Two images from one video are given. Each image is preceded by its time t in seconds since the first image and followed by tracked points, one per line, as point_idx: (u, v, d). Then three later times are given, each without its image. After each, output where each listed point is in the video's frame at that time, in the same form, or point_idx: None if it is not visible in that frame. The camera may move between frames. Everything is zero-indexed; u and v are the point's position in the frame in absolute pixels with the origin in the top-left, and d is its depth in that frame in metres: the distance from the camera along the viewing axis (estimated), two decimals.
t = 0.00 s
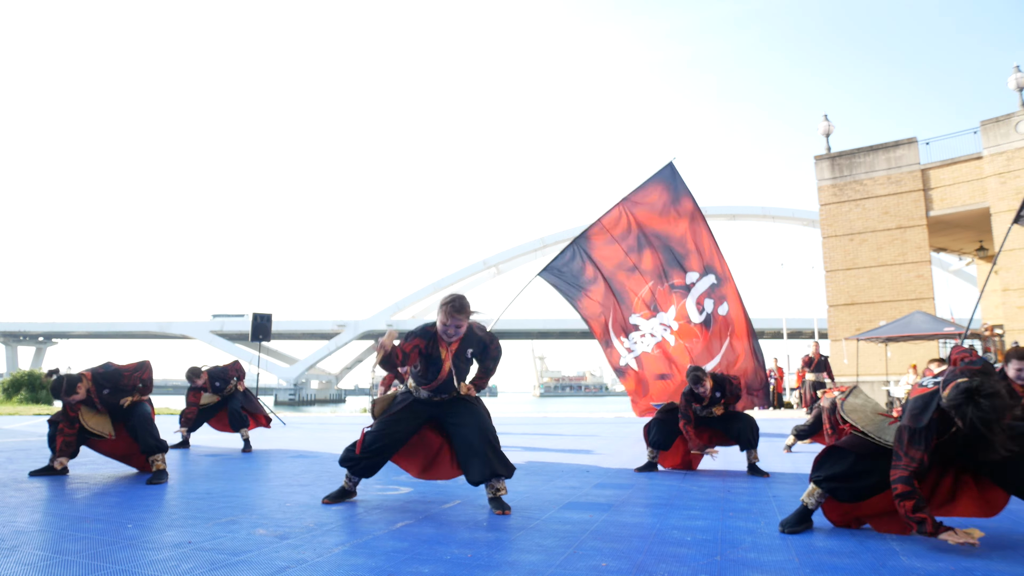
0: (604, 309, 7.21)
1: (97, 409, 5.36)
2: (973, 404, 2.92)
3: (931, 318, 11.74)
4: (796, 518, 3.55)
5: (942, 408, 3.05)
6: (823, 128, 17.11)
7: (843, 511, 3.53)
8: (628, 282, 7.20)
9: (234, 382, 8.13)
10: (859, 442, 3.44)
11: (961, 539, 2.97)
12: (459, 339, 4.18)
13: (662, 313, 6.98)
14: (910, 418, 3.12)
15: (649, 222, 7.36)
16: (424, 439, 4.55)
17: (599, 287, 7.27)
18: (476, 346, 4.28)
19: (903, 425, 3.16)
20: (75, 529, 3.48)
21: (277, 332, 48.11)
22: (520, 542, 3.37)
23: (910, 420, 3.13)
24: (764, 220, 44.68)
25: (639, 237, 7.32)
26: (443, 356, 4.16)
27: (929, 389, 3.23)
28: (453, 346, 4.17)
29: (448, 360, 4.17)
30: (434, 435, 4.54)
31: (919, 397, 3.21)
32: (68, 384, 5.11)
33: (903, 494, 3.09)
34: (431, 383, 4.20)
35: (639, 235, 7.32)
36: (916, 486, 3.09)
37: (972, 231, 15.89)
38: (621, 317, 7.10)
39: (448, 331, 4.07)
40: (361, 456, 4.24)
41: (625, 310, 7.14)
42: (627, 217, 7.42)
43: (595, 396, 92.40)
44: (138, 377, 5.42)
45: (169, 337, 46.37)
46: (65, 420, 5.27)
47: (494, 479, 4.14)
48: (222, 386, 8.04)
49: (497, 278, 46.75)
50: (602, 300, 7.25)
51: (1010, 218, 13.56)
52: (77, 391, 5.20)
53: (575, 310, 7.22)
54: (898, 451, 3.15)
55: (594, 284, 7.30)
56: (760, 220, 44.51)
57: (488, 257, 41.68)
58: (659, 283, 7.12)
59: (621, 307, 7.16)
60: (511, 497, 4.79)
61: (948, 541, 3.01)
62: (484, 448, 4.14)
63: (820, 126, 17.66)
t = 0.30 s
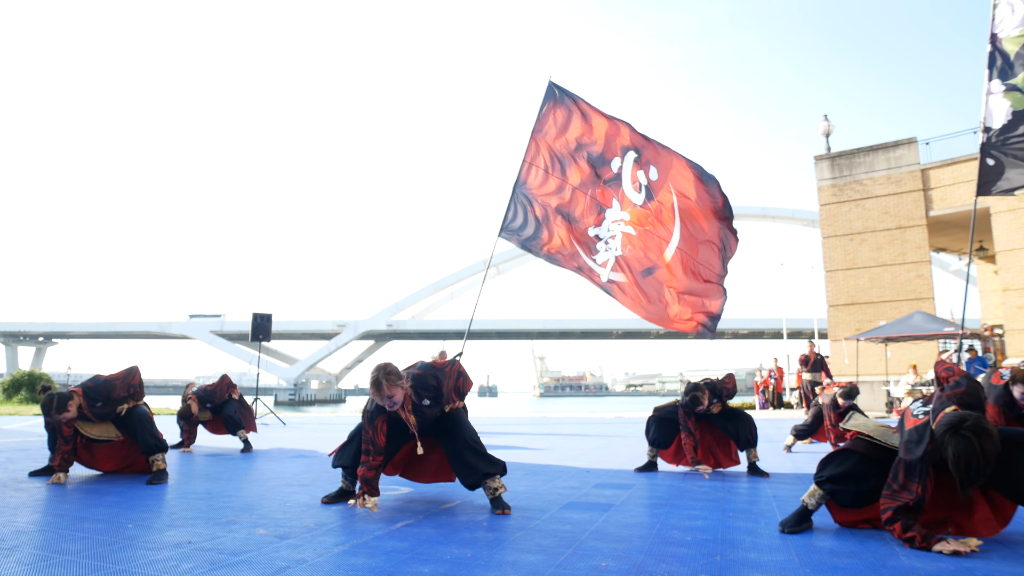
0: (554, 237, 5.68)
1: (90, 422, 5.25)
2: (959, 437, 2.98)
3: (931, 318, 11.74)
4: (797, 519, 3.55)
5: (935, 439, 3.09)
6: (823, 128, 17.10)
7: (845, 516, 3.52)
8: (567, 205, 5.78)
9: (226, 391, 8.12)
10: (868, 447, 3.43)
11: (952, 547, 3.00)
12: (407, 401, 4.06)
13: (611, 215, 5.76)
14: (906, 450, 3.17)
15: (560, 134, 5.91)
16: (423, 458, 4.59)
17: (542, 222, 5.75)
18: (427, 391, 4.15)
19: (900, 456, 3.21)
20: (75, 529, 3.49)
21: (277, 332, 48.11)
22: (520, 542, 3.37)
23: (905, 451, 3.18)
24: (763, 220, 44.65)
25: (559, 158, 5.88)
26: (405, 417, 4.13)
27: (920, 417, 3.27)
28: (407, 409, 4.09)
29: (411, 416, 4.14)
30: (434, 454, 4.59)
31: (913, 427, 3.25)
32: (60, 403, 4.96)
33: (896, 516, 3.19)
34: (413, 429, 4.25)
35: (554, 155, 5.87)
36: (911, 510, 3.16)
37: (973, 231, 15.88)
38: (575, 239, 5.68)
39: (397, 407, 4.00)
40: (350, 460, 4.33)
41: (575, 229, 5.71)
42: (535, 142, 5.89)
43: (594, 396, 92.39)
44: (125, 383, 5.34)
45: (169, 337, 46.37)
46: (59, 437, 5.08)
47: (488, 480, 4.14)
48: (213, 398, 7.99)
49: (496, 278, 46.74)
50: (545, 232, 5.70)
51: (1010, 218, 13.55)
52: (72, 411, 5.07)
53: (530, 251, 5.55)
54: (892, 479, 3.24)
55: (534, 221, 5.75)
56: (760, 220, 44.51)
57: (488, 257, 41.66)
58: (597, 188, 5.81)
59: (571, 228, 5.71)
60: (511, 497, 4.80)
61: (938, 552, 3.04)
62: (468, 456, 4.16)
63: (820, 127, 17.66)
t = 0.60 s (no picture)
0: (541, 209, 5.74)
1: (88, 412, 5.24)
2: (955, 444, 2.95)
3: (931, 319, 11.74)
4: (796, 519, 3.55)
5: (931, 445, 3.07)
6: (822, 128, 17.09)
7: (843, 516, 3.53)
8: (544, 179, 5.91)
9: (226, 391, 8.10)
10: (867, 447, 3.41)
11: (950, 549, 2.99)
12: (397, 407, 4.09)
13: (587, 181, 6.02)
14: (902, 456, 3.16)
15: (524, 115, 6.00)
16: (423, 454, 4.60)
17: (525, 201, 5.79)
18: (416, 393, 4.18)
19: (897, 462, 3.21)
20: (75, 529, 3.48)
21: (277, 332, 48.11)
22: (520, 542, 3.37)
23: (901, 456, 3.18)
24: (763, 220, 44.66)
25: (526, 138, 5.97)
26: (400, 422, 4.13)
27: (916, 422, 3.25)
28: (399, 415, 4.11)
29: (405, 420, 4.15)
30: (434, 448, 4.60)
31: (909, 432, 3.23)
32: (59, 389, 4.91)
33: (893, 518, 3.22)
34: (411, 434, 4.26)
35: (521, 136, 5.95)
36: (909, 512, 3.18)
37: (972, 232, 15.87)
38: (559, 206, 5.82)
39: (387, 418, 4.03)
40: (352, 460, 4.34)
41: (557, 198, 5.85)
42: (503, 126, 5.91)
43: (594, 396, 92.40)
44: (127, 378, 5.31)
45: (169, 337, 46.36)
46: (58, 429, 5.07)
47: (487, 481, 4.15)
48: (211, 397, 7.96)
49: (496, 278, 46.74)
50: (530, 206, 5.75)
51: (1010, 218, 13.54)
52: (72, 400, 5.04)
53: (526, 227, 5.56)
54: (890, 484, 3.25)
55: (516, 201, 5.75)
56: (760, 220, 44.51)
57: (488, 257, 41.65)
58: (571, 158, 6.01)
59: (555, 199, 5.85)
60: (511, 497, 4.80)
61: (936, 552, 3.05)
62: (464, 460, 4.15)
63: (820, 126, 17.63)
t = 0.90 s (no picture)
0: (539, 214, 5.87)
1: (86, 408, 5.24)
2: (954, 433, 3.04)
3: (931, 318, 11.74)
4: (795, 519, 3.55)
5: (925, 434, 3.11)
6: (822, 128, 17.09)
7: (847, 517, 3.52)
8: (539, 183, 6.01)
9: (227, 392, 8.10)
10: (862, 447, 3.42)
11: (949, 552, 2.98)
12: (402, 403, 4.10)
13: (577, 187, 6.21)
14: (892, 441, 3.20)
15: (520, 118, 6.04)
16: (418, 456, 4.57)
17: (523, 203, 5.85)
18: (421, 389, 4.18)
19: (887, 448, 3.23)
20: (75, 529, 3.48)
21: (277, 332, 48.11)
22: (520, 542, 3.37)
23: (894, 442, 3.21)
24: (763, 220, 44.64)
25: (522, 141, 6.03)
26: (403, 419, 4.15)
27: (910, 410, 3.31)
28: (405, 411, 4.12)
29: (408, 417, 4.16)
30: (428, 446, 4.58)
31: (902, 421, 3.26)
32: (57, 379, 4.91)
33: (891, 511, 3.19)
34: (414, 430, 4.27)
35: (518, 138, 5.99)
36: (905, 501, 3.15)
37: (972, 232, 15.87)
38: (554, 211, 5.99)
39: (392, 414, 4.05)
40: (351, 459, 4.35)
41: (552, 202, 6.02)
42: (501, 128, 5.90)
43: (594, 396, 92.39)
44: (126, 376, 5.30)
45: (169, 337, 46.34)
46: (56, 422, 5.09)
47: (488, 480, 4.16)
48: (211, 398, 7.95)
49: (496, 277, 46.77)
50: (530, 209, 5.84)
51: (1010, 218, 13.55)
52: (69, 392, 5.03)
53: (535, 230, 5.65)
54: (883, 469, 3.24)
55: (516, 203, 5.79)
56: (760, 220, 44.51)
57: (488, 257, 41.62)
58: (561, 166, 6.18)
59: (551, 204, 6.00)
60: (511, 496, 4.79)
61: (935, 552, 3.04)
62: (468, 457, 4.16)
63: (820, 126, 17.62)
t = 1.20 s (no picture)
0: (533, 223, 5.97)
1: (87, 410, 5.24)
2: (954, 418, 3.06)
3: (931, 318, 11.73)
4: (795, 519, 3.56)
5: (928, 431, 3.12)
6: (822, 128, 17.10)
7: (851, 518, 3.52)
8: (534, 193, 6.13)
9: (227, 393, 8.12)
10: (864, 450, 3.42)
11: (948, 552, 2.99)
12: (406, 403, 4.11)
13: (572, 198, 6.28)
14: (897, 440, 3.18)
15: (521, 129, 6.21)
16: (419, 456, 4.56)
17: (518, 211, 5.97)
18: (425, 390, 4.21)
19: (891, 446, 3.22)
20: (75, 529, 3.48)
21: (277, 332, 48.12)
22: (520, 542, 3.37)
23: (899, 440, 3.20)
24: (763, 219, 44.62)
25: (520, 151, 6.17)
26: (407, 421, 4.14)
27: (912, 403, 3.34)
28: (408, 413, 4.13)
29: (411, 418, 4.16)
30: (429, 449, 4.57)
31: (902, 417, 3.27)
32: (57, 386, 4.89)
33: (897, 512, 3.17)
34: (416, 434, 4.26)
35: (516, 148, 6.14)
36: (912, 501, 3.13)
37: (972, 231, 15.88)
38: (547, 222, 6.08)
39: (395, 414, 4.05)
40: (351, 460, 4.35)
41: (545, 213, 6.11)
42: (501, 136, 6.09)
43: (594, 396, 92.38)
44: (125, 376, 5.31)
45: (170, 337, 46.34)
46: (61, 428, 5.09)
47: (489, 480, 4.17)
48: (212, 399, 7.95)
49: (496, 278, 46.77)
50: (524, 217, 5.95)
51: (1010, 218, 13.56)
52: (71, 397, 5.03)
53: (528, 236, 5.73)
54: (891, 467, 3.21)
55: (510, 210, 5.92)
56: (760, 220, 44.50)
57: (488, 257, 41.61)
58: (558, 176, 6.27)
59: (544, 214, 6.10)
60: (511, 496, 4.79)
61: (935, 552, 3.05)
62: (469, 457, 4.17)
63: (820, 126, 17.62)
